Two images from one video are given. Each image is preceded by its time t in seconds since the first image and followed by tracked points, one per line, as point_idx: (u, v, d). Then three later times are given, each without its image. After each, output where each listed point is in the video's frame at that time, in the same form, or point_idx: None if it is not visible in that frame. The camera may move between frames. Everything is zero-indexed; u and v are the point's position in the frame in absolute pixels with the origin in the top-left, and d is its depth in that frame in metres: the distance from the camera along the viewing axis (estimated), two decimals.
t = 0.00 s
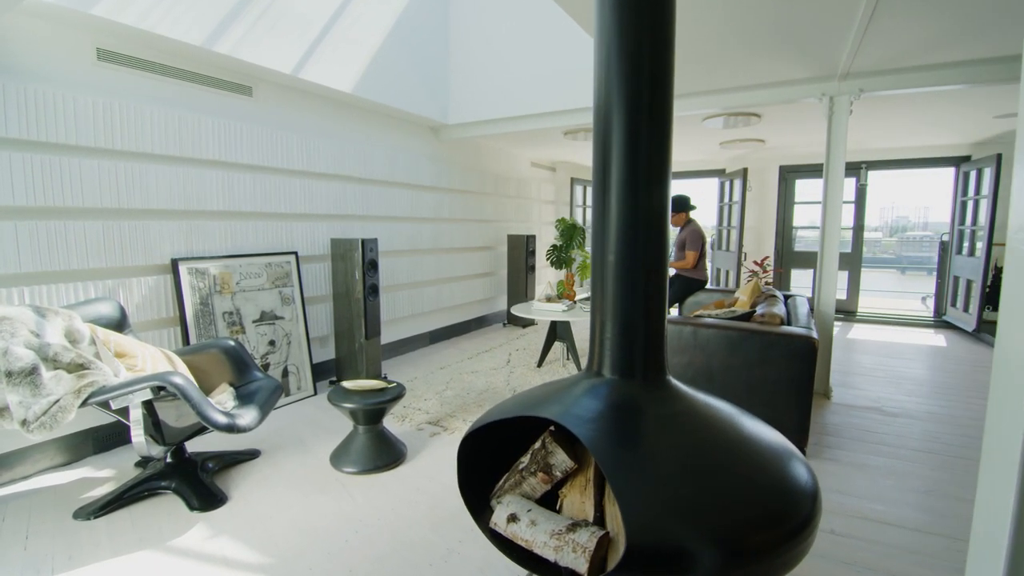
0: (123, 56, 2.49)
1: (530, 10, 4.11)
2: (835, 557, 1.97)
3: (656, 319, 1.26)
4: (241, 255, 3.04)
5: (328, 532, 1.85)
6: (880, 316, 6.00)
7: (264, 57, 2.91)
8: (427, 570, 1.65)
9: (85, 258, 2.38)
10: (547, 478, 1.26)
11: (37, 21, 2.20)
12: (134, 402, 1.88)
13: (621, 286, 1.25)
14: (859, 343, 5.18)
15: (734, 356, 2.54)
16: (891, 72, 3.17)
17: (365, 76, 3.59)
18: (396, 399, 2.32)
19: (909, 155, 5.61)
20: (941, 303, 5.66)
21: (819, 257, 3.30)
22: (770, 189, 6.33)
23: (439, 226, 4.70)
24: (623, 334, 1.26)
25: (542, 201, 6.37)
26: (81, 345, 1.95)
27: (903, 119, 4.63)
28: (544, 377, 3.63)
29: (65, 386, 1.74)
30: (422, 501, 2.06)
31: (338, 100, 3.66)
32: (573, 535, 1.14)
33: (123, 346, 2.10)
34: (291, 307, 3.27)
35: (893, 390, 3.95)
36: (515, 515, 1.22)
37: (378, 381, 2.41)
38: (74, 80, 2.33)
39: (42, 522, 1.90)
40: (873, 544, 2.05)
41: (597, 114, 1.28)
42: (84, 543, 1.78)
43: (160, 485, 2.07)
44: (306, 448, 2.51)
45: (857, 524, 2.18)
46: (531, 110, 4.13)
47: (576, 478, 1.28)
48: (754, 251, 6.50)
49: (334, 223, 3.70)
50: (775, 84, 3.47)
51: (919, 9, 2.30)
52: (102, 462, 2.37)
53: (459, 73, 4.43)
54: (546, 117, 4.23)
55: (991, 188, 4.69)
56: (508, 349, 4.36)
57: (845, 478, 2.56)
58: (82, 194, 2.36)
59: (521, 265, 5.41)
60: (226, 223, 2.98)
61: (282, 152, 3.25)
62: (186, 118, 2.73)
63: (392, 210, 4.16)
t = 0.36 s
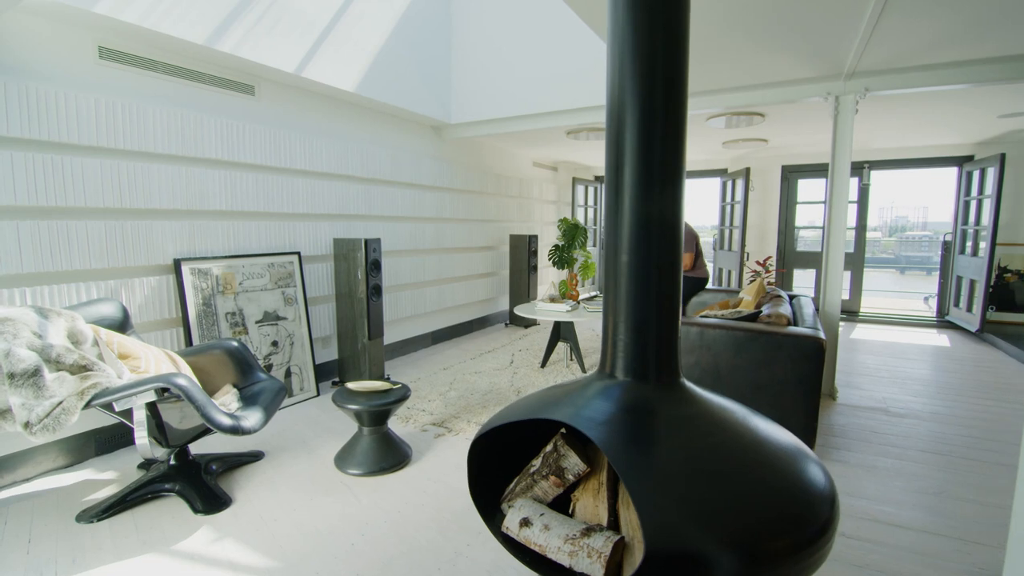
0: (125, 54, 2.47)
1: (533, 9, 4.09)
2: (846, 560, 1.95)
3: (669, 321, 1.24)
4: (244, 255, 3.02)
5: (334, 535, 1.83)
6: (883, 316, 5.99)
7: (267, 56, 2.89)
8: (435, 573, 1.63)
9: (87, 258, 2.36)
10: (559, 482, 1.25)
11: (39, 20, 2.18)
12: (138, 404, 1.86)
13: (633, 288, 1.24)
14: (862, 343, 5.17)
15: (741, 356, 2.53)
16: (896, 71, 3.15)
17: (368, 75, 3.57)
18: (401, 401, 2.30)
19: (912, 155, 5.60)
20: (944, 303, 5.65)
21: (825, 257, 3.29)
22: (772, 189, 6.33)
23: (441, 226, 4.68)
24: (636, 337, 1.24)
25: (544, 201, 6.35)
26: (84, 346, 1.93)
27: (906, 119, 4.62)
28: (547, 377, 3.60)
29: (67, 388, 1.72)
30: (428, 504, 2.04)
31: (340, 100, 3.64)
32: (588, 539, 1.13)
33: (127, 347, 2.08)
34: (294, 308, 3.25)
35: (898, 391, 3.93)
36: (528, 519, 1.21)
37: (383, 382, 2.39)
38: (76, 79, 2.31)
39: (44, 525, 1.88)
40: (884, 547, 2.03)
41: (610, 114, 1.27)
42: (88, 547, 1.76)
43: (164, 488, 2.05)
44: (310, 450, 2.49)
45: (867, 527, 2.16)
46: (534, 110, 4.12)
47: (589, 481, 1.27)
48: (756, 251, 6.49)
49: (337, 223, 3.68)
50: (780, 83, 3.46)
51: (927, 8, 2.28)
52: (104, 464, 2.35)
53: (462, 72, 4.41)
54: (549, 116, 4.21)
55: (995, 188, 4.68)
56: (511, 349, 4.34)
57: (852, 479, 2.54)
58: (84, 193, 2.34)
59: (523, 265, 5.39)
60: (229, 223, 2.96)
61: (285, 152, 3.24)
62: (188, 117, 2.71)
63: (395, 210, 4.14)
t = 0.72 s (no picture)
0: (128, 52, 2.44)
1: (537, 8, 4.07)
2: (857, 562, 1.94)
3: (686, 323, 1.22)
4: (246, 255, 2.99)
5: (341, 539, 1.81)
6: (885, 316, 5.98)
7: (270, 54, 2.87)
8: None
9: (90, 258, 2.33)
10: (573, 486, 1.23)
11: (41, 17, 2.16)
12: (142, 406, 1.83)
13: (650, 288, 1.22)
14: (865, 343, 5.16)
15: (749, 357, 2.51)
16: (903, 70, 3.14)
17: (371, 74, 3.55)
18: (407, 403, 2.28)
19: (915, 155, 5.59)
20: (947, 303, 5.64)
21: (831, 257, 3.28)
22: (775, 189, 6.32)
23: (444, 226, 4.66)
24: (652, 338, 1.22)
25: (546, 201, 6.34)
26: (87, 347, 1.90)
27: (910, 119, 4.61)
28: (552, 378, 3.59)
29: (71, 390, 1.70)
30: (435, 506, 2.01)
31: (344, 99, 3.61)
32: (606, 545, 1.10)
33: (130, 348, 2.05)
34: (297, 308, 3.23)
35: (902, 391, 3.92)
36: (543, 525, 1.19)
37: (388, 383, 2.37)
38: (78, 77, 2.29)
39: (47, 529, 1.86)
40: (896, 550, 2.01)
41: (625, 112, 1.25)
42: (91, 551, 1.73)
43: (168, 491, 2.02)
44: (315, 452, 2.46)
45: (877, 529, 2.14)
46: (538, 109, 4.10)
47: (604, 484, 1.24)
48: (758, 251, 6.48)
49: (339, 222, 3.66)
50: (785, 83, 3.45)
51: (937, 7, 2.27)
52: (107, 466, 2.32)
53: (465, 72, 4.39)
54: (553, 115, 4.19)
55: (998, 188, 4.67)
56: (514, 350, 4.32)
57: (861, 481, 2.53)
58: (86, 193, 2.32)
59: (526, 265, 5.37)
60: (232, 222, 2.94)
61: (288, 151, 3.21)
62: (191, 115, 2.68)
63: (397, 210, 4.12)
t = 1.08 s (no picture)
0: (130, 50, 2.41)
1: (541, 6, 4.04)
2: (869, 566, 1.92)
3: (704, 325, 1.20)
4: (249, 255, 2.97)
5: (348, 543, 1.78)
6: (886, 316, 5.98)
7: (273, 52, 2.84)
8: None
9: (91, 259, 2.30)
10: (589, 491, 1.21)
11: (41, 14, 2.12)
12: (145, 409, 1.81)
13: (666, 290, 1.20)
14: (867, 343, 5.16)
15: (757, 358, 2.49)
16: (909, 70, 3.13)
17: (374, 73, 3.52)
18: (412, 405, 2.25)
19: (917, 155, 5.59)
20: (949, 303, 5.63)
21: (837, 258, 3.26)
22: (776, 190, 6.31)
23: (446, 226, 4.64)
24: (668, 341, 1.20)
25: (547, 201, 6.32)
26: (89, 349, 1.87)
27: (912, 119, 4.60)
28: (556, 379, 3.56)
29: (73, 393, 1.67)
30: (443, 510, 1.99)
31: (346, 97, 3.59)
32: (625, 552, 1.09)
33: (133, 349, 2.02)
34: (299, 309, 3.20)
35: (906, 392, 3.91)
36: (560, 531, 1.17)
37: (394, 385, 2.35)
38: (80, 76, 2.26)
39: (48, 533, 1.83)
40: (907, 552, 2.00)
41: (641, 110, 1.23)
42: (94, 556, 1.71)
43: (172, 494, 2.00)
44: (319, 455, 2.44)
45: (887, 531, 2.13)
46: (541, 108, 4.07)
47: (619, 489, 1.23)
48: (759, 251, 6.47)
49: (342, 222, 3.64)
50: (790, 82, 3.44)
51: (946, 6, 2.25)
52: (108, 469, 2.29)
53: (467, 71, 4.37)
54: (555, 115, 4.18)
55: (1000, 188, 4.67)
56: (517, 351, 4.31)
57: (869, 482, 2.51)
58: (87, 193, 2.29)
59: (527, 265, 5.36)
60: (235, 222, 2.91)
61: (289, 150, 3.18)
62: (193, 114, 2.66)
63: (399, 209, 4.09)
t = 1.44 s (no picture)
0: (135, 48, 2.39)
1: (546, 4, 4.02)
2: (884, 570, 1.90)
3: (726, 327, 1.17)
4: (253, 255, 2.94)
5: (357, 548, 1.76)
6: (890, 316, 5.97)
7: (277, 50, 2.81)
8: None
9: (94, 259, 2.27)
10: (609, 496, 1.19)
11: (44, 11, 2.09)
12: (152, 412, 1.78)
13: (688, 291, 1.17)
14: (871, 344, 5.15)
15: (768, 360, 2.47)
16: (918, 69, 3.11)
17: (378, 72, 3.49)
18: (420, 407, 2.23)
19: (921, 155, 5.58)
20: (953, 303, 5.62)
21: (846, 258, 3.25)
22: (779, 190, 6.29)
23: (449, 226, 4.61)
24: (690, 343, 1.18)
25: (550, 201, 6.29)
26: (94, 351, 1.84)
27: (917, 118, 4.59)
28: (562, 380, 3.54)
29: (78, 395, 1.64)
30: (453, 513, 1.97)
31: (350, 97, 3.56)
32: (650, 559, 1.07)
33: (138, 351, 1.99)
34: (304, 310, 3.17)
35: (913, 392, 3.89)
36: (581, 538, 1.15)
37: (402, 387, 2.32)
38: (84, 74, 2.23)
39: (53, 538, 1.80)
40: (923, 556, 1.97)
41: (662, 107, 1.21)
42: (100, 561, 1.68)
43: (177, 498, 1.97)
44: (326, 457, 2.41)
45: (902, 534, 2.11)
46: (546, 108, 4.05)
47: (639, 493, 1.20)
48: (762, 251, 6.46)
49: (346, 222, 3.61)
50: (797, 81, 3.41)
51: (960, 4, 2.23)
52: (112, 472, 2.26)
53: (471, 69, 4.34)
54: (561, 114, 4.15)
55: (1006, 188, 4.66)
56: (522, 351, 4.28)
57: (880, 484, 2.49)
58: (90, 192, 2.26)
59: (530, 265, 5.34)
60: (239, 222, 2.88)
61: (294, 149, 3.16)
62: (198, 113, 2.63)
63: (403, 209, 4.07)
